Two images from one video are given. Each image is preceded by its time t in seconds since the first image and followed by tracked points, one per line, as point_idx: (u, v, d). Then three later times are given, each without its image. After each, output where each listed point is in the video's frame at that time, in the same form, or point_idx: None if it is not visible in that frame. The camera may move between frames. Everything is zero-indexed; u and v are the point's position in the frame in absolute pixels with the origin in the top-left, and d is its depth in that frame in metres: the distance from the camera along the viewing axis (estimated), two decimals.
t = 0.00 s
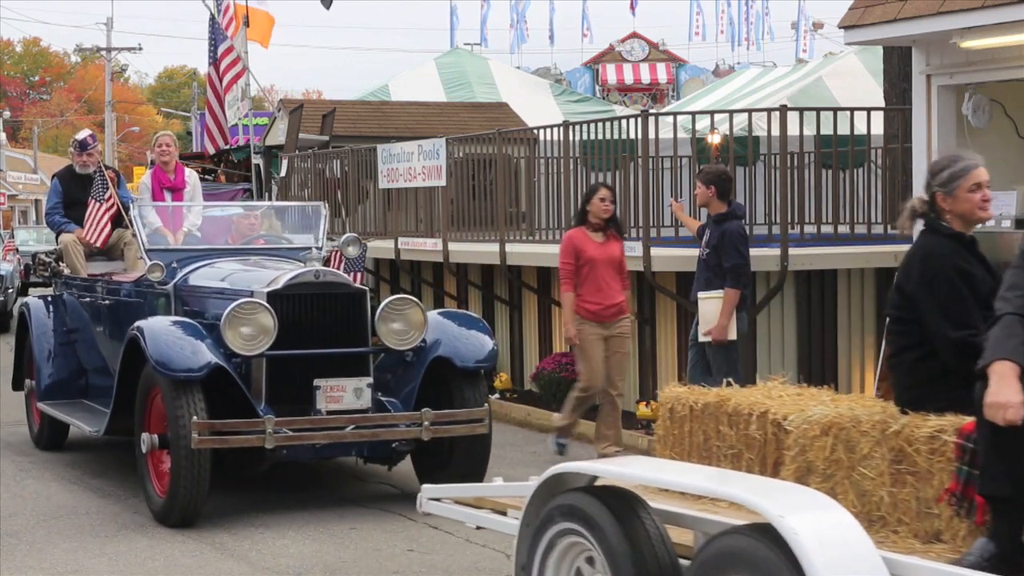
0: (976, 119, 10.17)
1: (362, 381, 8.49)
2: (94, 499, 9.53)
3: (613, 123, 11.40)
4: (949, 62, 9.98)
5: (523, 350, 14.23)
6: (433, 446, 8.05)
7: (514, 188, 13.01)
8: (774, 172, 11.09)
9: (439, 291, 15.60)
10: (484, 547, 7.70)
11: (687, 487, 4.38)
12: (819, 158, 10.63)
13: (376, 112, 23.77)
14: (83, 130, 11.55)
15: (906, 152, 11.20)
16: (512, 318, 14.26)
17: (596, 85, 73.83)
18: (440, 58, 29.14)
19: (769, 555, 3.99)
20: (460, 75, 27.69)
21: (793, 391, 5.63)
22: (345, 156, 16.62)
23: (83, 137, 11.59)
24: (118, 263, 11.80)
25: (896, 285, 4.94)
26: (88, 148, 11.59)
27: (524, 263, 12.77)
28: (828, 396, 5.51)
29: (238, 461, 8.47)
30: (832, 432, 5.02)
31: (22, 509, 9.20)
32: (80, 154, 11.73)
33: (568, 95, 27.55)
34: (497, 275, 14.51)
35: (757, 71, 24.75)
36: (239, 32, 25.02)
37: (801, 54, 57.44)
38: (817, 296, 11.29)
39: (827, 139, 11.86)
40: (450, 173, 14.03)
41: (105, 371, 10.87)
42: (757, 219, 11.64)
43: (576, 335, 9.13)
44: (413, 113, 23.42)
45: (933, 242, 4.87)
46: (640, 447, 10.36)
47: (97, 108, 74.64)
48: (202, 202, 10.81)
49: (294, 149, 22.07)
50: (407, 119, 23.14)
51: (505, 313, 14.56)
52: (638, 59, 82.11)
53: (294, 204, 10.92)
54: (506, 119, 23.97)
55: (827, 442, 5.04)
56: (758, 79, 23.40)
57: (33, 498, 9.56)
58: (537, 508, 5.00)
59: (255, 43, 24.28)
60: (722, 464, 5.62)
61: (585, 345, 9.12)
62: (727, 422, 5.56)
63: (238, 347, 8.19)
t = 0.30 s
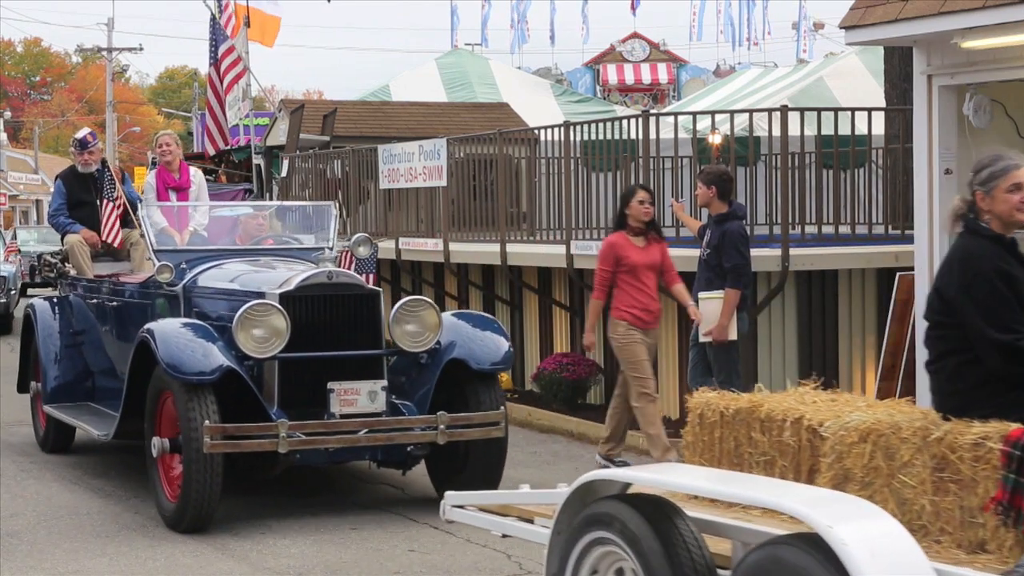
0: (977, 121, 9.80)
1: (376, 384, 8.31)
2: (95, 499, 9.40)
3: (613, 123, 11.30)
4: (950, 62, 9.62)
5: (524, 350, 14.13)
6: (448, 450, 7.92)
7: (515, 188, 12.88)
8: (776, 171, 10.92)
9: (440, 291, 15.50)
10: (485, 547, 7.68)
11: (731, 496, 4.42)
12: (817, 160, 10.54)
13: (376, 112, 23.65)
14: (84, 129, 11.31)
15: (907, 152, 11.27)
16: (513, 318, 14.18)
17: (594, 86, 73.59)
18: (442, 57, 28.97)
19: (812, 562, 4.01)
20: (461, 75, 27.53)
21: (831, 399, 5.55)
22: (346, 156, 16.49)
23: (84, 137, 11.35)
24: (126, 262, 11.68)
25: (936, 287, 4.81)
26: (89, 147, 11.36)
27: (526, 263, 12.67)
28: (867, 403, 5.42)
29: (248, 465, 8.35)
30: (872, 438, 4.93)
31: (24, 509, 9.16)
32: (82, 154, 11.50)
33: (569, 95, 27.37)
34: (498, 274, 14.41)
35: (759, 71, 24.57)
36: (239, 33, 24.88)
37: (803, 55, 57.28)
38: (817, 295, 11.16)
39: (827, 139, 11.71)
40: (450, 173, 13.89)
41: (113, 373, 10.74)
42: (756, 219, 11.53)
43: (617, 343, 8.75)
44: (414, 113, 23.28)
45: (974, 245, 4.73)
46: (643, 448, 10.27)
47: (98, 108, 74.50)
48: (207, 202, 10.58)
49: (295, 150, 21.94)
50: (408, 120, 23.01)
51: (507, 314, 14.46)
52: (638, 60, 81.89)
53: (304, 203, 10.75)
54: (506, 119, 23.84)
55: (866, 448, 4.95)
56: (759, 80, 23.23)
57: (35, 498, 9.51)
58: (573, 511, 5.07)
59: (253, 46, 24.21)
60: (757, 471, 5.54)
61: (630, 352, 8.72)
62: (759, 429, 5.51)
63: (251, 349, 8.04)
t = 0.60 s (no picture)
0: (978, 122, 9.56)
1: (390, 386, 8.18)
2: (95, 499, 9.28)
3: (614, 123, 11.17)
4: (951, 62, 9.47)
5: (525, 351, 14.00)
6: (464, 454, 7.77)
7: (515, 188, 12.74)
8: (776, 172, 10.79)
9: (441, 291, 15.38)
10: (484, 547, 7.62)
11: (768, 501, 4.36)
12: (818, 161, 10.41)
13: (376, 112, 23.52)
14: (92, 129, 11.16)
15: (908, 153, 11.08)
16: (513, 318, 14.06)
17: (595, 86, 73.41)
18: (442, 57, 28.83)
19: (856, 570, 3.98)
20: (461, 75, 27.38)
21: (862, 403, 5.42)
22: (346, 156, 16.37)
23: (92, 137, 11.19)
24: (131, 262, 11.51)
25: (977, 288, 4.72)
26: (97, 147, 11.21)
27: (526, 263, 12.55)
28: (902, 409, 5.27)
29: (257, 469, 8.24)
30: (908, 443, 4.78)
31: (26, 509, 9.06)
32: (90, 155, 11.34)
33: (569, 95, 27.22)
34: (498, 274, 14.28)
35: (759, 71, 24.42)
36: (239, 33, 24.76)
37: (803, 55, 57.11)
38: (818, 295, 11.03)
39: (828, 139, 11.58)
40: (450, 173, 13.76)
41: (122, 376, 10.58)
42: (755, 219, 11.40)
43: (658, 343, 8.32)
44: (414, 113, 23.15)
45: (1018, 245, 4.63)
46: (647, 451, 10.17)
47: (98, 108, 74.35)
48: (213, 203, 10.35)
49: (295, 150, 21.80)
50: (408, 120, 22.89)
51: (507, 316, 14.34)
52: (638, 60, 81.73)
53: (314, 203, 10.62)
54: (507, 119, 23.70)
55: (900, 453, 4.79)
56: (760, 80, 23.09)
57: (36, 498, 9.41)
58: (599, 520, 4.97)
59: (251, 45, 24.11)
60: (787, 475, 5.41)
61: (669, 353, 8.35)
62: (790, 433, 5.37)
63: (263, 351, 7.92)
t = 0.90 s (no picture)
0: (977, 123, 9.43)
1: (404, 389, 8.05)
2: (96, 499, 9.16)
3: (613, 123, 11.03)
4: (951, 62, 9.33)
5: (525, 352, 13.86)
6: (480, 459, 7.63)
7: (514, 188, 12.61)
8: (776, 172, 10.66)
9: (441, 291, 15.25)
10: (484, 547, 7.52)
11: (802, 508, 4.23)
12: (818, 161, 10.28)
13: (376, 112, 23.39)
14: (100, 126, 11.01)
15: (907, 153, 10.92)
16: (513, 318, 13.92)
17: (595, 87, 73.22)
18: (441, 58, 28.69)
19: None
20: (461, 75, 27.25)
21: (891, 407, 5.27)
22: (346, 156, 16.23)
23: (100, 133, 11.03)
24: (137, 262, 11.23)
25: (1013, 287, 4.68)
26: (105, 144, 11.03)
27: (525, 263, 12.40)
28: (935, 414, 5.12)
29: (265, 472, 8.13)
30: (945, 448, 4.62)
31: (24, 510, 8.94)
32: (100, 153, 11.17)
33: (569, 95, 27.07)
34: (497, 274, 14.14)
35: (759, 71, 24.26)
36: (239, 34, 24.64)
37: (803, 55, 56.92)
38: (818, 295, 10.90)
39: (828, 139, 11.44)
40: (450, 173, 13.62)
41: (128, 377, 10.44)
42: (756, 219, 11.27)
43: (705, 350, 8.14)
44: (413, 113, 23.02)
45: None
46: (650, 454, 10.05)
47: (98, 108, 74.19)
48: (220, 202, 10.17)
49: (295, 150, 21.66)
50: (408, 120, 22.75)
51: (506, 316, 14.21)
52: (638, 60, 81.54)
53: (324, 202, 10.51)
54: (507, 119, 23.56)
55: (936, 458, 4.63)
56: (760, 80, 22.95)
57: (35, 498, 9.29)
58: (627, 529, 4.85)
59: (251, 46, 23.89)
60: (815, 481, 5.25)
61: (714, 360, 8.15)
62: (819, 437, 5.22)
63: (274, 353, 7.78)
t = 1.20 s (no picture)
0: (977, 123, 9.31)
1: (417, 392, 7.92)
2: (96, 499, 9.05)
3: (612, 123, 10.91)
4: (951, 62, 9.20)
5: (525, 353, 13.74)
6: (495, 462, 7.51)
7: (514, 188, 12.48)
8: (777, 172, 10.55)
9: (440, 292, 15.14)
10: (485, 548, 7.41)
11: (835, 514, 4.10)
12: (818, 160, 10.16)
13: (376, 112, 23.28)
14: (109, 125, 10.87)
15: (906, 153, 10.79)
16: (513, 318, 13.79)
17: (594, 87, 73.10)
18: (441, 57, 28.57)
19: None
20: (461, 75, 27.13)
21: (921, 411, 5.16)
22: (345, 156, 16.11)
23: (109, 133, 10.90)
24: (143, 263, 11.09)
25: None
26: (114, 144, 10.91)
27: (525, 263, 12.28)
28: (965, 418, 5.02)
29: (276, 478, 8.01)
30: (980, 452, 4.53)
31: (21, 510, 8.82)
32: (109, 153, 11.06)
33: (568, 95, 26.94)
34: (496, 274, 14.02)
35: (759, 70, 24.13)
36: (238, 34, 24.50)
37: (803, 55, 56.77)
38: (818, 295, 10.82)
39: (826, 138, 11.32)
40: (450, 173, 13.51)
41: (133, 379, 10.32)
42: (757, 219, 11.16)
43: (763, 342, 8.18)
44: (413, 113, 22.89)
45: None
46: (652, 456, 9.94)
47: (97, 109, 74.04)
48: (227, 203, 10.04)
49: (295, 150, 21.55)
50: (407, 120, 22.63)
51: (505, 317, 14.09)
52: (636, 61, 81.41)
53: (333, 202, 10.29)
54: (506, 118, 23.43)
55: (971, 463, 4.53)
56: (760, 79, 22.82)
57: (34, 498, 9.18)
58: (656, 536, 4.72)
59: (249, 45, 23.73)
60: (844, 486, 5.14)
61: (779, 353, 8.14)
62: (848, 441, 5.11)
63: (285, 356, 7.65)
